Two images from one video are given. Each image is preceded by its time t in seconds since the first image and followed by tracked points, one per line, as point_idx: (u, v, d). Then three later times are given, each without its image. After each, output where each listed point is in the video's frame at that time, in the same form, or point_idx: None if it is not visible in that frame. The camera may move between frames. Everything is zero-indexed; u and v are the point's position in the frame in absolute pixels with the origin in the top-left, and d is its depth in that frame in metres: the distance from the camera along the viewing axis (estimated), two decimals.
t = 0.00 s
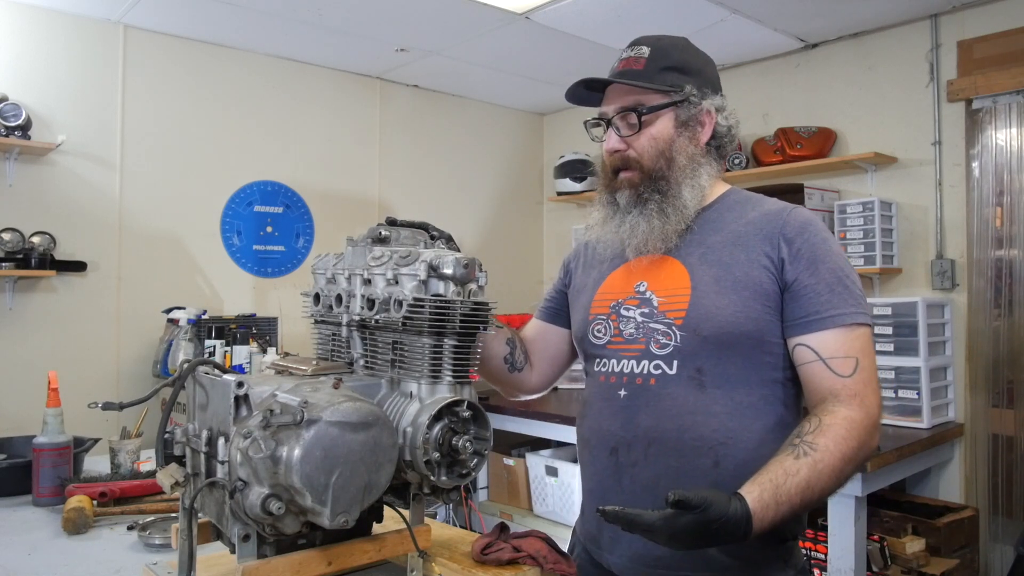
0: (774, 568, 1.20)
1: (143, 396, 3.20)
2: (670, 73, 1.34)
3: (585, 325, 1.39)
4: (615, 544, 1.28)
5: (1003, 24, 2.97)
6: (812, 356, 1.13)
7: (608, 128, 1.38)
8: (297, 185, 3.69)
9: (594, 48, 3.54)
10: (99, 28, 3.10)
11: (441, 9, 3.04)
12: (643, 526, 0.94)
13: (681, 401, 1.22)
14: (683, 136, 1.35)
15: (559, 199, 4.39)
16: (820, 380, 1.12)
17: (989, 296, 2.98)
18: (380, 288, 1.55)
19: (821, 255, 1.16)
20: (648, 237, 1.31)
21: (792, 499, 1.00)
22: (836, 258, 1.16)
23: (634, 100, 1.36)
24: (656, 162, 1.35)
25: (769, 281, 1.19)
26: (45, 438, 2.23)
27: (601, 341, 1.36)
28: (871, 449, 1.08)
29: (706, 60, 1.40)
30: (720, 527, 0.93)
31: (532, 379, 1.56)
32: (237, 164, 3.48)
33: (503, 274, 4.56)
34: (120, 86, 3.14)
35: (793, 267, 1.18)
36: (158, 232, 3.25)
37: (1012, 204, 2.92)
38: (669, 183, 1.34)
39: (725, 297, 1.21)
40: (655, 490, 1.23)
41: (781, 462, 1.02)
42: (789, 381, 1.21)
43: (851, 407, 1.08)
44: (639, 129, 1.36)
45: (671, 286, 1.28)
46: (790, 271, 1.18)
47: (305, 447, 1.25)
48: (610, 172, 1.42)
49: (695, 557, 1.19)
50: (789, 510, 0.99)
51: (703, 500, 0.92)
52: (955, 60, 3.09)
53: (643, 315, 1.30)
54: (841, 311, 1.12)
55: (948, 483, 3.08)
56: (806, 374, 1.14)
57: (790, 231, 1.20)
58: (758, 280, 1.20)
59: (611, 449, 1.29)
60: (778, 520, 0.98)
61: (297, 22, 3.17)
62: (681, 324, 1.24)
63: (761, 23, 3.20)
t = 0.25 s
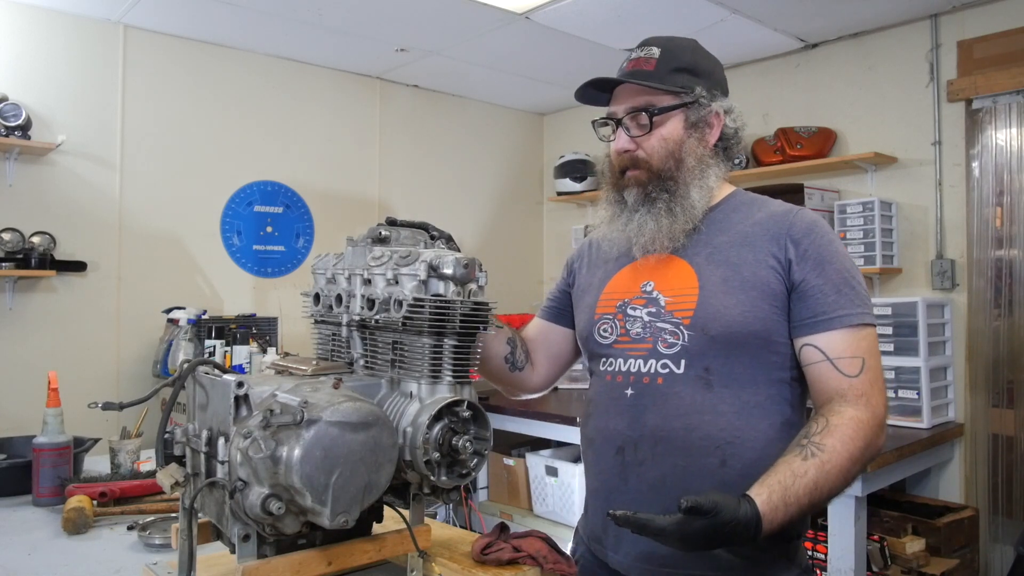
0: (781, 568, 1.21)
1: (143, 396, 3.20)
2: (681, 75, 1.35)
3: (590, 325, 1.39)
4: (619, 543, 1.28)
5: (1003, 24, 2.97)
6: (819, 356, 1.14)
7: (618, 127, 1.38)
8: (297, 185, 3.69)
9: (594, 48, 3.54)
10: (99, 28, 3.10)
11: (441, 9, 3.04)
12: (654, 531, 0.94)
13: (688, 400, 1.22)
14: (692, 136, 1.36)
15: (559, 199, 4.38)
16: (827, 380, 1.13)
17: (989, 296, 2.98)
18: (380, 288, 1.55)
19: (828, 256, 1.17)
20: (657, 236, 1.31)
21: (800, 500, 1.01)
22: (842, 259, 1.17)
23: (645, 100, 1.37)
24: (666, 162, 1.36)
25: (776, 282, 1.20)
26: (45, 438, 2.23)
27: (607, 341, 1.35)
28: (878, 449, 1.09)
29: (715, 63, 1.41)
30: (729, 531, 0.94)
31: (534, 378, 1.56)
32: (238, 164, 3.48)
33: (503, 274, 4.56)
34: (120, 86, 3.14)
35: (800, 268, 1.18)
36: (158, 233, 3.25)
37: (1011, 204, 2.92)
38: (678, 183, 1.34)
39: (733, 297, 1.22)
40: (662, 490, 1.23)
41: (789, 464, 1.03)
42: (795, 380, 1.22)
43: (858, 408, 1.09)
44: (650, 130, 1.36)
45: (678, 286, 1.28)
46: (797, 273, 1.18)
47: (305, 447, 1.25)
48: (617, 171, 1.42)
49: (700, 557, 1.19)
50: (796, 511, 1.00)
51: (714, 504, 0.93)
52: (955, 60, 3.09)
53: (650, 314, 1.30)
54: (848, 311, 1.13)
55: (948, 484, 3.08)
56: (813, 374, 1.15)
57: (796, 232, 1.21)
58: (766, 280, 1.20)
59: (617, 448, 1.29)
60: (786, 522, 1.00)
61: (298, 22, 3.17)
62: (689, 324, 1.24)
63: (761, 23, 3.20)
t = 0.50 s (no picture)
0: (783, 568, 1.21)
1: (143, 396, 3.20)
2: (687, 75, 1.35)
3: (592, 325, 1.39)
4: (622, 543, 1.27)
5: (1003, 24, 2.97)
6: (823, 357, 1.14)
7: (626, 129, 1.38)
8: (297, 185, 3.69)
9: (594, 48, 3.54)
10: (99, 28, 3.10)
11: (441, 9, 3.04)
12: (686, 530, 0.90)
13: (692, 400, 1.22)
14: (700, 137, 1.36)
15: (559, 199, 4.38)
16: (830, 381, 1.13)
17: (989, 296, 2.98)
18: (380, 288, 1.55)
19: (832, 258, 1.17)
20: (671, 237, 1.30)
21: (816, 495, 0.99)
22: (846, 263, 1.18)
23: (652, 101, 1.36)
24: (675, 163, 1.35)
25: (780, 283, 1.20)
26: (45, 438, 2.23)
27: (610, 341, 1.35)
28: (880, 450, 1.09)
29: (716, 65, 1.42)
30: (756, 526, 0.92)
31: (534, 378, 1.56)
32: (238, 164, 3.48)
33: (503, 274, 4.56)
34: (121, 86, 3.14)
35: (804, 270, 1.18)
36: (159, 233, 3.25)
37: (1011, 204, 2.92)
38: (688, 184, 1.34)
39: (737, 298, 1.22)
40: (665, 489, 1.23)
41: (804, 460, 1.02)
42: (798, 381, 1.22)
43: (864, 407, 1.08)
44: (658, 130, 1.35)
45: (682, 286, 1.28)
46: (801, 274, 1.18)
47: (305, 447, 1.25)
48: (624, 174, 1.41)
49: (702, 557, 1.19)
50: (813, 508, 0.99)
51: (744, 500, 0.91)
52: (955, 60, 3.09)
53: (653, 314, 1.30)
54: (851, 313, 1.13)
55: (948, 483, 3.08)
56: (816, 375, 1.15)
57: (800, 234, 1.21)
58: (770, 282, 1.20)
59: (621, 447, 1.29)
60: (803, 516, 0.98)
61: (298, 22, 3.17)
62: (693, 324, 1.24)
63: (761, 23, 3.20)
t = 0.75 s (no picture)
0: (783, 568, 1.21)
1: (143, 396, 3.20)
2: (692, 69, 1.35)
3: (593, 326, 1.39)
4: (622, 543, 1.27)
5: (1003, 24, 2.97)
6: (829, 353, 1.14)
7: (635, 123, 1.36)
8: (297, 185, 3.69)
9: (594, 48, 3.54)
10: (99, 28, 3.10)
11: (441, 9, 3.04)
12: (710, 531, 0.92)
13: (692, 400, 1.22)
14: (707, 130, 1.37)
15: (559, 199, 4.38)
16: (838, 376, 1.13)
17: (989, 296, 2.98)
18: (380, 288, 1.55)
19: (832, 255, 1.17)
20: (690, 228, 1.29)
21: (837, 485, 1.01)
22: (846, 258, 1.18)
23: (661, 94, 1.35)
24: (687, 155, 1.35)
25: (781, 282, 1.20)
26: (45, 438, 2.23)
27: (611, 341, 1.35)
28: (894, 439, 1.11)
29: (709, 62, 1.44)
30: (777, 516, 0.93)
31: (534, 379, 1.55)
32: (238, 164, 3.48)
33: (503, 274, 4.56)
34: (121, 87, 3.14)
35: (805, 267, 1.18)
36: (159, 233, 3.25)
37: (1011, 204, 2.92)
38: (701, 175, 1.35)
39: (737, 297, 1.22)
40: (666, 489, 1.23)
41: (822, 451, 1.04)
42: (801, 380, 1.22)
43: (877, 398, 1.10)
44: (669, 123, 1.34)
45: (683, 286, 1.28)
46: (802, 272, 1.18)
47: (305, 447, 1.25)
48: (633, 168, 1.39)
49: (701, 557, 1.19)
50: (834, 496, 1.01)
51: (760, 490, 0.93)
52: (955, 60, 3.09)
53: (654, 315, 1.30)
54: (855, 309, 1.13)
55: (948, 483, 3.08)
56: (823, 370, 1.16)
57: (800, 232, 1.21)
58: (771, 281, 1.20)
59: (622, 447, 1.29)
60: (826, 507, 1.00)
61: (298, 22, 3.17)
62: (694, 325, 1.24)
63: (761, 23, 3.20)
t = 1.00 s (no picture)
0: (782, 567, 1.21)
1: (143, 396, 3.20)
2: (700, 68, 1.36)
3: (591, 325, 1.39)
4: (620, 542, 1.28)
5: (1003, 24, 2.97)
6: (829, 353, 1.14)
7: (641, 118, 1.36)
8: (297, 185, 3.69)
9: (594, 48, 3.54)
10: (99, 28, 3.10)
11: (441, 9, 3.04)
12: (662, 415, 0.98)
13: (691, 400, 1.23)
14: (711, 129, 1.38)
15: (559, 199, 4.38)
16: (837, 375, 1.12)
17: (989, 296, 2.98)
18: (380, 288, 1.55)
19: (832, 257, 1.17)
20: (694, 223, 1.29)
21: (808, 438, 1.01)
22: (845, 261, 1.18)
23: (668, 92, 1.36)
24: (691, 153, 1.36)
25: (781, 283, 1.20)
26: (45, 438, 2.23)
27: (609, 341, 1.35)
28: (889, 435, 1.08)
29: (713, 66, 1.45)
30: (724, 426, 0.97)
31: (533, 379, 1.55)
32: (238, 164, 3.48)
33: (503, 274, 4.56)
34: (121, 87, 3.15)
35: (805, 269, 1.18)
36: (159, 233, 3.25)
37: (1011, 204, 2.92)
38: (705, 173, 1.35)
39: (737, 297, 1.22)
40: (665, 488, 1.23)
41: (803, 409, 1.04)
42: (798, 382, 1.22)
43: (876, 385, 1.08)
44: (675, 120, 1.35)
45: (681, 285, 1.28)
46: (802, 273, 1.18)
47: (305, 447, 1.25)
48: (636, 163, 1.39)
49: (700, 556, 1.20)
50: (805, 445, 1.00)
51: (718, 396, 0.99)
52: (955, 60, 3.09)
53: (652, 314, 1.30)
54: (855, 311, 1.13)
55: (948, 483, 3.08)
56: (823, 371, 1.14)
57: (800, 233, 1.21)
58: (770, 281, 1.20)
59: (620, 447, 1.30)
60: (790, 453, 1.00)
61: (297, 22, 3.17)
62: (693, 323, 1.25)
63: (761, 23, 3.20)
